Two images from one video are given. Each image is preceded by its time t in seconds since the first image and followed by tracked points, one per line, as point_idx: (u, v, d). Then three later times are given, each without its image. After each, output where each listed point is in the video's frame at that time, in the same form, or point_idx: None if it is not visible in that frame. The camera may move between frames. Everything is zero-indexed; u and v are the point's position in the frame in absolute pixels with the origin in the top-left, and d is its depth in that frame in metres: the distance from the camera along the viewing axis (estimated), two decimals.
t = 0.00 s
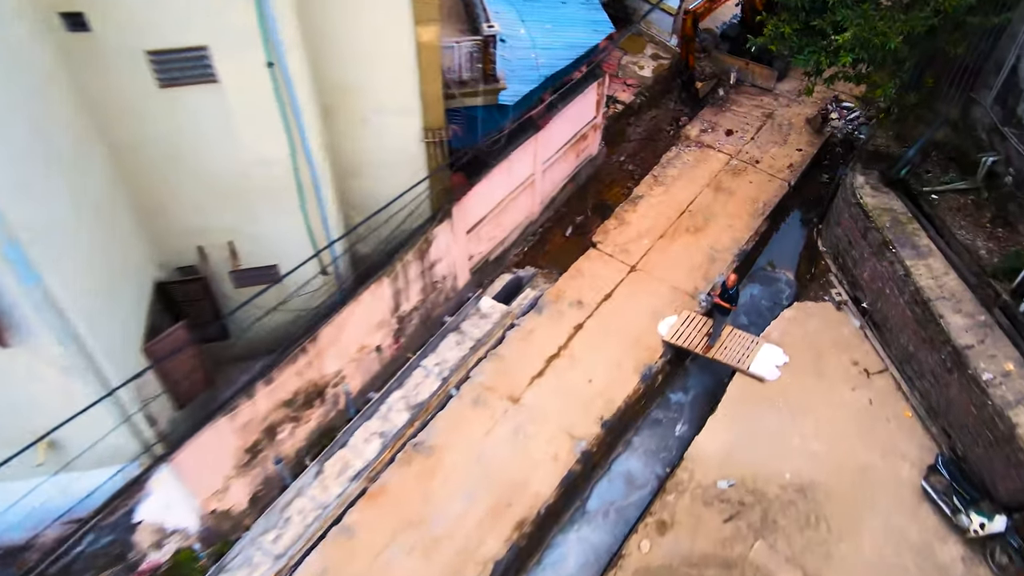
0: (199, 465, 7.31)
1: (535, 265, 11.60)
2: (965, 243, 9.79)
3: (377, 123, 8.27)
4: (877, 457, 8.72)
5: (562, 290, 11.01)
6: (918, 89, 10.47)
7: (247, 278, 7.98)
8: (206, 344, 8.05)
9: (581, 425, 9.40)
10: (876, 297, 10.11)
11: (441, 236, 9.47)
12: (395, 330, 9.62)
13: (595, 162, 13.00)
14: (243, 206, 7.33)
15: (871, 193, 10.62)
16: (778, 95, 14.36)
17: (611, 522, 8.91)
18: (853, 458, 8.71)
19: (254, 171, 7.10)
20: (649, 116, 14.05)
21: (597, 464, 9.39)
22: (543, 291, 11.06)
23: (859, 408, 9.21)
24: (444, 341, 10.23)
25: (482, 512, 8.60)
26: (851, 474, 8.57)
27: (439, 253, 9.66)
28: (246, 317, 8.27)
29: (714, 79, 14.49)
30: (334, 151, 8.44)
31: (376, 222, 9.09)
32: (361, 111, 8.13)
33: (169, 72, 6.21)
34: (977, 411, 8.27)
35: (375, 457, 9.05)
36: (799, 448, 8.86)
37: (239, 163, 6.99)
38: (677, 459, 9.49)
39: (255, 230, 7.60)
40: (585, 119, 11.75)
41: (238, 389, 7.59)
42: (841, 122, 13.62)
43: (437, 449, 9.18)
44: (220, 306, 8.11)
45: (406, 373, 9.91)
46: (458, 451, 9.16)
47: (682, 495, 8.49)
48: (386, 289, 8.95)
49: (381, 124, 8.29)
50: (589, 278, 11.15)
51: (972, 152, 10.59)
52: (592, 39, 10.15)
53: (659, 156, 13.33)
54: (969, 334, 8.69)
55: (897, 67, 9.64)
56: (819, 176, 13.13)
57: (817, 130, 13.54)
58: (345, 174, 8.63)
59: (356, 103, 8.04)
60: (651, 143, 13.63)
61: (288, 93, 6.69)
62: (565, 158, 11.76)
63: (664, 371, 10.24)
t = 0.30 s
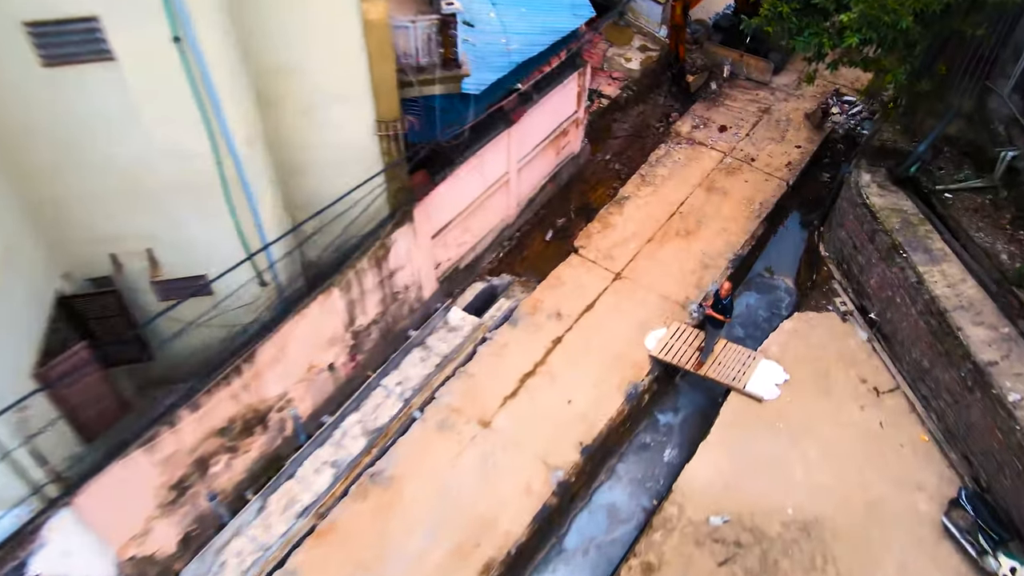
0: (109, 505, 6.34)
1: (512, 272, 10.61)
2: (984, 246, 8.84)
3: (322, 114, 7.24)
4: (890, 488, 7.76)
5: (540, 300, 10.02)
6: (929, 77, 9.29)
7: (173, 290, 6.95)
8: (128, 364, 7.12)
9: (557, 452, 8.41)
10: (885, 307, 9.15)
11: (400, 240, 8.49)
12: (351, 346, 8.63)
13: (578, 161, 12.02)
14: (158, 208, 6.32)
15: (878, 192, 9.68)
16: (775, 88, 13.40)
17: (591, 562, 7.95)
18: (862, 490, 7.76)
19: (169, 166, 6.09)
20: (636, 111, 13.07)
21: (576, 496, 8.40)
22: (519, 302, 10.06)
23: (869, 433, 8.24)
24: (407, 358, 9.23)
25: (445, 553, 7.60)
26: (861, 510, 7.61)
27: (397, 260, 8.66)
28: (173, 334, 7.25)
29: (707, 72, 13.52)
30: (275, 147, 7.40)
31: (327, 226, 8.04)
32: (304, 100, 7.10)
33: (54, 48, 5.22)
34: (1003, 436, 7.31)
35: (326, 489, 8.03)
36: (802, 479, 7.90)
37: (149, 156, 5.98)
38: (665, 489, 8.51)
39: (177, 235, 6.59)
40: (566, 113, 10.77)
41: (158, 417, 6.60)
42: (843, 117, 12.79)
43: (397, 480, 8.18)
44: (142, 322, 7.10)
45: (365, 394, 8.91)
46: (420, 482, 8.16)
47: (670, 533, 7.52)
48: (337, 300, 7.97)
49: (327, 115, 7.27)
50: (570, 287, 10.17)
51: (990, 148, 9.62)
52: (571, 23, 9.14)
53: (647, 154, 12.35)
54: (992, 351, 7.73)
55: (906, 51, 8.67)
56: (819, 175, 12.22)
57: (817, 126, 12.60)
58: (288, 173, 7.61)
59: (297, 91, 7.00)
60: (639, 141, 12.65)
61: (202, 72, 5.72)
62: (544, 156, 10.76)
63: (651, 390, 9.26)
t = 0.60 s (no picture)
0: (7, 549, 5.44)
1: (489, 280, 9.74)
2: (1004, 246, 8.06)
3: (263, 98, 6.38)
4: (908, 518, 6.91)
5: (519, 309, 9.17)
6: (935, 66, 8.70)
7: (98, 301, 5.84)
8: (42, 383, 5.97)
9: (535, 478, 7.53)
10: (896, 314, 8.32)
11: (358, 243, 7.62)
12: (305, 362, 7.75)
13: (562, 161, 11.20)
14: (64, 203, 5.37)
15: (885, 189, 8.89)
16: (770, 85, 12.66)
17: None
18: (877, 520, 6.90)
19: (72, 151, 5.18)
20: (624, 110, 12.28)
21: (557, 527, 7.52)
22: (495, 311, 9.19)
23: (882, 455, 7.40)
24: (370, 375, 8.32)
25: None
26: (877, 543, 6.75)
27: (356, 265, 7.78)
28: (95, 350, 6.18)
29: (698, 68, 12.75)
30: (211, 138, 6.52)
31: (275, 228, 7.10)
32: (240, 81, 6.25)
33: None
34: None
35: (275, 524, 7.10)
36: (809, 508, 7.04)
37: (45, 140, 5.05)
38: (656, 518, 7.66)
39: (89, 236, 5.64)
40: (546, 108, 9.94)
41: (68, 445, 5.73)
42: (843, 113, 12.02)
43: (355, 512, 7.29)
44: (56, 340, 5.97)
45: (321, 415, 7.98)
46: (381, 514, 7.27)
47: (661, 572, 6.65)
48: (285, 309, 7.08)
49: (269, 99, 6.39)
50: (551, 295, 9.32)
51: (1006, 142, 8.91)
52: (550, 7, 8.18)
53: (635, 154, 11.56)
54: (1020, 363, 6.91)
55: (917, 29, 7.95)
56: (819, 176, 11.45)
57: (816, 123, 11.82)
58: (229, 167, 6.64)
59: (231, 70, 6.16)
60: (627, 140, 11.85)
61: (99, 34, 4.93)
62: (523, 154, 9.92)
63: (640, 408, 8.39)
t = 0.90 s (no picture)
0: None
1: (471, 286, 9.04)
2: None
3: (212, 77, 5.76)
4: (934, 538, 6.22)
5: (502, 316, 8.48)
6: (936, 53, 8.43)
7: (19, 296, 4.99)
8: None
9: (519, 498, 6.81)
10: (911, 316, 7.67)
11: (323, 240, 6.94)
12: (266, 372, 7.02)
13: (548, 162, 10.57)
14: None
15: (893, 183, 8.29)
16: (765, 84, 12.12)
17: None
18: (900, 541, 6.19)
19: None
20: (614, 110, 11.71)
21: (543, 553, 6.79)
22: (477, 318, 8.50)
23: (901, 469, 6.71)
24: (339, 387, 7.59)
25: None
26: (901, 568, 6.03)
27: (321, 265, 7.09)
28: (12, 354, 5.41)
29: (691, 67, 12.20)
30: (156, 123, 5.91)
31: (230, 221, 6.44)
32: (186, 58, 5.64)
33: None
34: None
35: (228, 551, 6.33)
36: (822, 528, 6.33)
37: None
38: (653, 543, 6.96)
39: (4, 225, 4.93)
40: (530, 103, 9.35)
41: None
42: (843, 111, 11.47)
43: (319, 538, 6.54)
44: None
45: (284, 430, 7.25)
46: (348, 540, 6.52)
47: None
48: (239, 312, 6.38)
49: (218, 78, 5.78)
50: (537, 300, 8.64)
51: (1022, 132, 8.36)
52: None
53: (626, 155, 10.96)
54: None
55: None
56: (820, 177, 10.88)
57: (815, 121, 11.24)
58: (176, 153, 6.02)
59: (175, 44, 5.55)
60: (617, 141, 11.26)
61: None
62: (506, 151, 9.31)
63: (634, 421, 7.68)
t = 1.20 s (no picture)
0: None
1: (455, 290, 8.49)
2: None
3: (165, 46, 5.26)
4: (963, 549, 5.62)
5: (487, 318, 7.92)
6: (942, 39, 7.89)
7: None
8: None
9: (504, 511, 6.19)
10: (925, 314, 7.16)
11: (290, 231, 6.40)
12: (227, 376, 6.43)
13: (536, 164, 10.09)
14: None
15: (901, 175, 7.82)
16: (761, 87, 11.75)
17: None
18: (925, 553, 5.60)
19: None
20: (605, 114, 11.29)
21: (531, 572, 6.15)
22: (460, 321, 7.92)
23: (922, 475, 6.13)
24: (309, 394, 6.99)
25: None
26: None
27: (288, 259, 6.53)
28: None
29: (684, 70, 11.82)
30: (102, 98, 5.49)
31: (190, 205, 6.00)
32: (135, 24, 5.17)
33: None
34: None
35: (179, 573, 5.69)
36: (839, 540, 5.72)
37: None
38: (652, 561, 6.36)
39: None
40: (517, 98, 8.90)
41: None
42: (842, 113, 11.07)
43: (283, 558, 5.90)
44: None
45: (247, 440, 6.63)
46: (315, 559, 5.88)
47: None
48: (195, 306, 5.81)
49: (169, 46, 5.26)
50: (524, 303, 8.08)
51: None
52: None
53: (618, 158, 10.51)
54: None
55: None
56: (820, 179, 10.44)
57: (813, 121, 10.82)
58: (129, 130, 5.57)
59: (121, 9, 5.10)
60: (608, 145, 10.82)
61: None
62: (491, 147, 8.83)
63: (630, 429, 7.09)
